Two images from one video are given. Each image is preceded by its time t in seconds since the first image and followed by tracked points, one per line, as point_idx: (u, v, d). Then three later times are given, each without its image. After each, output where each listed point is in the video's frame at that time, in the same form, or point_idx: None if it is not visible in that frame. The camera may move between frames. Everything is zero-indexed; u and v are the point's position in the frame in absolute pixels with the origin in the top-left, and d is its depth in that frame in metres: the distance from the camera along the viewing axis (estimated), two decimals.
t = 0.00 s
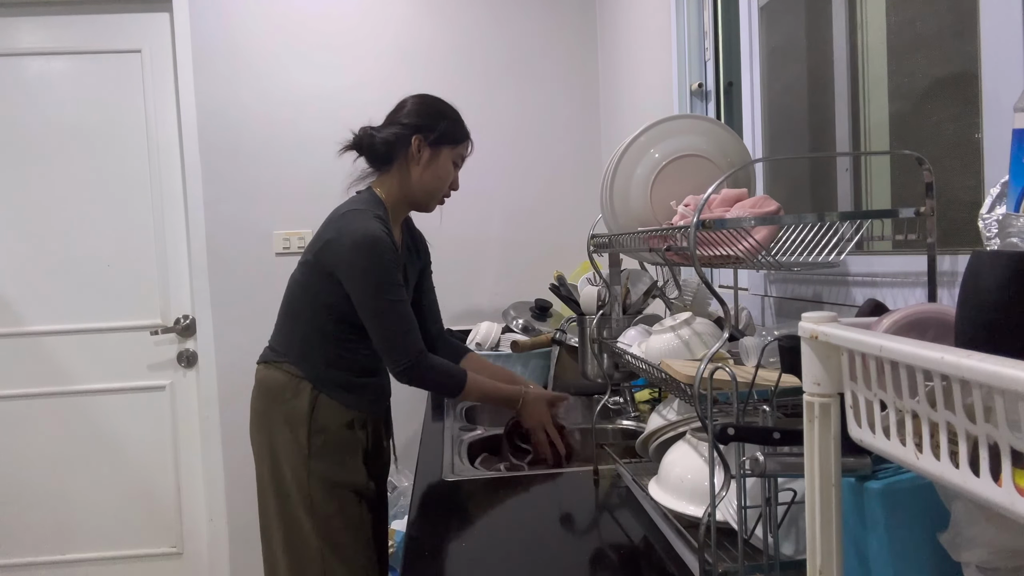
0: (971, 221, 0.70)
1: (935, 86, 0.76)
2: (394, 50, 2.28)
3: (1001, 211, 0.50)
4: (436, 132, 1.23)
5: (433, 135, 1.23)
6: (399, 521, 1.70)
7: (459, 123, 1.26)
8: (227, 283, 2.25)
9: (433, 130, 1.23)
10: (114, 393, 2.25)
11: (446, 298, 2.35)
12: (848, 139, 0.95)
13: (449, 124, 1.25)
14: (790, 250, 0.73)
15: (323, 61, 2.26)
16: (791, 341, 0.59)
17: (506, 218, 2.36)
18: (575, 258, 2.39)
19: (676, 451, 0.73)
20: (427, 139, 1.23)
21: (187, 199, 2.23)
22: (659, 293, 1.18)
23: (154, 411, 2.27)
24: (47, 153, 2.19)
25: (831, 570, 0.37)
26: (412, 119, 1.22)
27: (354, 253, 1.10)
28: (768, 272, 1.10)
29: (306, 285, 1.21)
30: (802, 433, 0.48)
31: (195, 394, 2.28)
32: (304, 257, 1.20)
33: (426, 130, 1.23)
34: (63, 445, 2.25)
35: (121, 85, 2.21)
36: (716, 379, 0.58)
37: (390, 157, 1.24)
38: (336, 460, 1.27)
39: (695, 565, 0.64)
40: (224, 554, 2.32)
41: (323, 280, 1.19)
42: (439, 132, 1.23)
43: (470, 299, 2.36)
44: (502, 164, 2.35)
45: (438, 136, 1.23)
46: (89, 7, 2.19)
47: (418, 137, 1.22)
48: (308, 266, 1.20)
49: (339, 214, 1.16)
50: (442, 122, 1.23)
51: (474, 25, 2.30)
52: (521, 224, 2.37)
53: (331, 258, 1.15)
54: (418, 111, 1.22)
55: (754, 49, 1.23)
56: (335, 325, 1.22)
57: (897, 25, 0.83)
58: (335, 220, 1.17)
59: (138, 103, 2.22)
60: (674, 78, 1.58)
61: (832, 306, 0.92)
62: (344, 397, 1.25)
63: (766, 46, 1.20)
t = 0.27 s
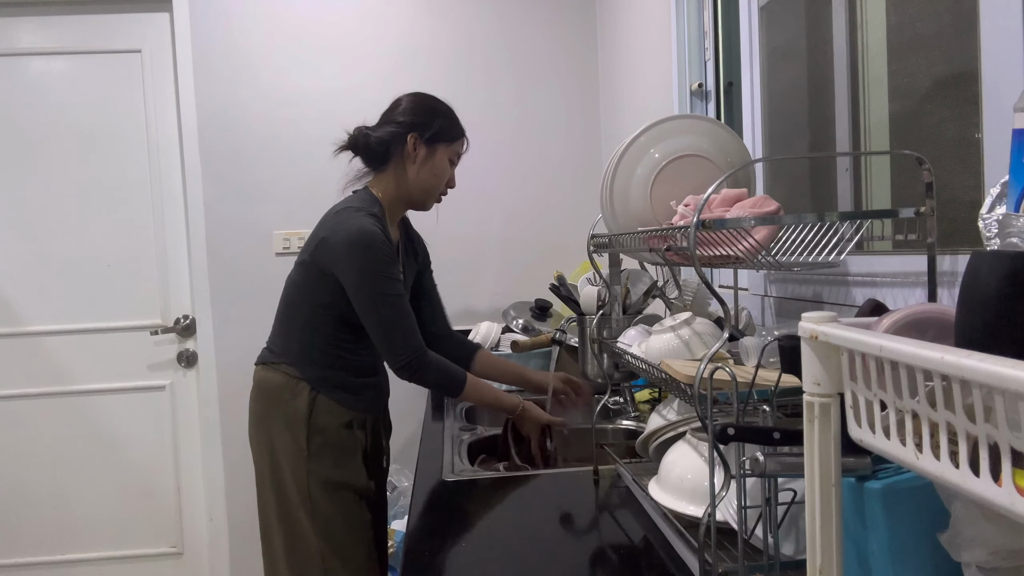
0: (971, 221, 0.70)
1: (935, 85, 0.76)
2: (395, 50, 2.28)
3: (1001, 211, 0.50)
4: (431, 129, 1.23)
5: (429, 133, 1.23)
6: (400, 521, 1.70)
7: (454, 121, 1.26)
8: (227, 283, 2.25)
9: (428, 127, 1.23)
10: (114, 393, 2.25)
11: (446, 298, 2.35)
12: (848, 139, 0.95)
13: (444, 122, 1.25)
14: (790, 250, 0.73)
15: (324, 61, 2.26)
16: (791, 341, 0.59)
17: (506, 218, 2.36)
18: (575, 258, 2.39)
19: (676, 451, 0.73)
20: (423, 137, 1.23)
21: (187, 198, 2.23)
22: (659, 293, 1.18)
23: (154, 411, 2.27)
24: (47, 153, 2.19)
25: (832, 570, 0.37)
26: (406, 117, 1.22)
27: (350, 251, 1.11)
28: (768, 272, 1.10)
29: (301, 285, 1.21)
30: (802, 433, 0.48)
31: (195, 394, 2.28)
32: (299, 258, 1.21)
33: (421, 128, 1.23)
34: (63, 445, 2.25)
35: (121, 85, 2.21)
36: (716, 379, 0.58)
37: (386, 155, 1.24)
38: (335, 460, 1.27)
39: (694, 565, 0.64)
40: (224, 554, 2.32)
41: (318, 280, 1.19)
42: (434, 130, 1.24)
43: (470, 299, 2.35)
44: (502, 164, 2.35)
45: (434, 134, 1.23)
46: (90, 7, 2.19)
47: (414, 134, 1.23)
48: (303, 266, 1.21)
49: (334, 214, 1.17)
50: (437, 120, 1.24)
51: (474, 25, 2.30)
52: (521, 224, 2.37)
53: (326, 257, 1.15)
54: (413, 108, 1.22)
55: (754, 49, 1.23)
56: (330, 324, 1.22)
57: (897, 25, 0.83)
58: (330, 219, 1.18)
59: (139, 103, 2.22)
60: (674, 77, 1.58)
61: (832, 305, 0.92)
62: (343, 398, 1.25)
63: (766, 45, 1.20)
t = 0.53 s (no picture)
0: (970, 221, 0.70)
1: (934, 85, 0.76)
2: (395, 50, 2.28)
3: (1001, 211, 0.50)
4: (429, 129, 1.24)
5: (426, 133, 1.23)
6: (400, 521, 1.70)
7: (451, 121, 1.26)
8: (227, 283, 2.25)
9: (426, 127, 1.23)
10: (114, 393, 2.25)
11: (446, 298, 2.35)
12: (848, 139, 0.95)
13: (442, 122, 1.25)
14: (790, 250, 0.73)
15: (323, 61, 2.26)
16: (791, 340, 0.58)
17: (506, 218, 2.36)
18: (575, 258, 2.39)
19: (676, 451, 0.73)
20: (420, 137, 1.23)
21: (187, 198, 2.23)
22: (658, 293, 1.18)
23: (154, 411, 2.27)
24: (47, 153, 2.19)
25: (831, 569, 0.37)
26: (404, 116, 1.22)
27: (345, 247, 1.11)
28: (768, 272, 1.10)
29: (299, 283, 1.21)
30: (802, 433, 0.48)
31: (195, 394, 2.28)
32: (296, 255, 1.21)
33: (418, 127, 1.23)
34: (63, 445, 2.25)
35: (122, 85, 2.21)
36: (716, 379, 0.58)
37: (384, 155, 1.25)
38: (331, 460, 1.27)
39: (694, 565, 0.64)
40: (224, 554, 2.32)
41: (315, 277, 1.19)
42: (432, 130, 1.24)
43: (470, 299, 2.35)
44: (502, 164, 2.35)
45: (431, 133, 1.24)
46: (89, 7, 2.19)
47: (412, 133, 1.23)
48: (300, 264, 1.20)
49: (330, 210, 1.17)
50: (435, 120, 1.24)
51: (474, 25, 2.30)
52: (521, 224, 2.37)
53: (321, 254, 1.15)
54: (412, 109, 1.22)
55: (754, 49, 1.23)
56: (327, 322, 1.22)
57: (896, 25, 0.83)
58: (326, 216, 1.17)
59: (139, 103, 2.22)
60: (674, 77, 1.58)
61: (832, 305, 0.92)
62: (340, 397, 1.25)
63: (766, 45, 1.20)
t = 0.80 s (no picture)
0: (970, 221, 0.70)
1: (934, 85, 0.76)
2: (395, 50, 2.28)
3: (1001, 212, 0.50)
4: (426, 127, 1.23)
5: (423, 131, 1.23)
6: (400, 521, 1.70)
7: (448, 119, 1.27)
8: (227, 283, 2.24)
9: (423, 125, 1.23)
10: (114, 393, 2.25)
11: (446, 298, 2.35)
12: (848, 139, 0.95)
13: (439, 120, 1.25)
14: (790, 250, 0.73)
15: (323, 62, 2.26)
16: (791, 340, 0.58)
17: (506, 217, 2.36)
18: (575, 258, 2.39)
19: (676, 451, 0.73)
20: (417, 134, 1.23)
21: (187, 198, 2.23)
22: (658, 293, 1.18)
23: (154, 411, 2.27)
24: (47, 153, 2.19)
25: (832, 569, 0.37)
26: (402, 115, 1.22)
27: (345, 239, 1.12)
28: (768, 272, 1.10)
29: (299, 280, 1.21)
30: (802, 433, 0.48)
31: (195, 394, 2.28)
32: (295, 253, 1.21)
33: (416, 125, 1.23)
34: (63, 445, 2.25)
35: (122, 85, 2.21)
36: (716, 379, 0.58)
37: (381, 153, 1.25)
38: (332, 460, 1.27)
39: (694, 565, 0.64)
40: (224, 554, 2.32)
41: (315, 273, 1.19)
42: (429, 128, 1.24)
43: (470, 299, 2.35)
44: (502, 164, 2.35)
45: (428, 131, 1.24)
46: (89, 7, 2.19)
47: (409, 132, 1.22)
48: (299, 261, 1.21)
49: (328, 206, 1.18)
50: (432, 118, 1.24)
51: (474, 25, 2.30)
52: (521, 224, 2.37)
53: (321, 248, 1.16)
54: (409, 107, 1.22)
55: (754, 50, 1.23)
56: (329, 319, 1.22)
57: (897, 26, 0.83)
58: (324, 212, 1.18)
59: (139, 103, 2.22)
60: (674, 77, 1.58)
61: (832, 305, 0.92)
62: (341, 395, 1.25)
63: (766, 45, 1.20)
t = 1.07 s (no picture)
0: (970, 221, 0.70)
1: (934, 84, 0.76)
2: (395, 51, 2.28)
3: (1001, 212, 0.50)
4: (420, 121, 1.23)
5: (417, 125, 1.23)
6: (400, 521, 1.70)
7: (443, 114, 1.27)
8: (227, 283, 2.24)
9: (417, 119, 1.23)
10: (114, 393, 2.25)
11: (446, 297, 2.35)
12: (848, 139, 0.95)
13: (432, 114, 1.25)
14: (790, 250, 0.73)
15: (323, 62, 2.26)
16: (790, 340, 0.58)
17: (506, 217, 2.36)
18: (575, 258, 2.39)
19: (676, 451, 0.73)
20: (411, 129, 1.23)
21: (187, 198, 2.23)
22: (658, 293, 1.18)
23: (155, 411, 2.27)
24: (46, 153, 2.19)
25: (831, 569, 0.37)
26: (395, 110, 1.23)
27: (342, 230, 1.14)
28: (767, 272, 1.10)
29: (300, 279, 1.22)
30: (802, 433, 0.48)
31: (195, 394, 2.28)
32: (294, 253, 1.22)
33: (409, 120, 1.23)
34: (62, 445, 2.25)
35: (121, 85, 2.21)
36: (716, 379, 0.58)
37: (375, 149, 1.25)
38: (337, 458, 1.27)
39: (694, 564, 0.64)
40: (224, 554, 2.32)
41: (316, 270, 1.20)
42: (422, 121, 1.24)
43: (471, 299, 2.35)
44: (502, 164, 2.35)
45: (421, 125, 1.23)
46: (89, 7, 2.19)
47: (402, 126, 1.23)
48: (299, 260, 1.21)
49: (323, 203, 1.20)
50: (425, 112, 1.24)
51: (474, 25, 2.30)
52: (521, 223, 2.37)
53: (319, 243, 1.17)
54: (402, 102, 1.23)
55: (754, 50, 1.23)
56: (333, 314, 1.23)
57: (897, 26, 0.83)
58: (320, 209, 1.20)
59: (139, 103, 2.22)
60: (674, 77, 1.58)
61: (832, 305, 0.92)
62: (343, 393, 1.25)
63: (766, 45, 1.20)
